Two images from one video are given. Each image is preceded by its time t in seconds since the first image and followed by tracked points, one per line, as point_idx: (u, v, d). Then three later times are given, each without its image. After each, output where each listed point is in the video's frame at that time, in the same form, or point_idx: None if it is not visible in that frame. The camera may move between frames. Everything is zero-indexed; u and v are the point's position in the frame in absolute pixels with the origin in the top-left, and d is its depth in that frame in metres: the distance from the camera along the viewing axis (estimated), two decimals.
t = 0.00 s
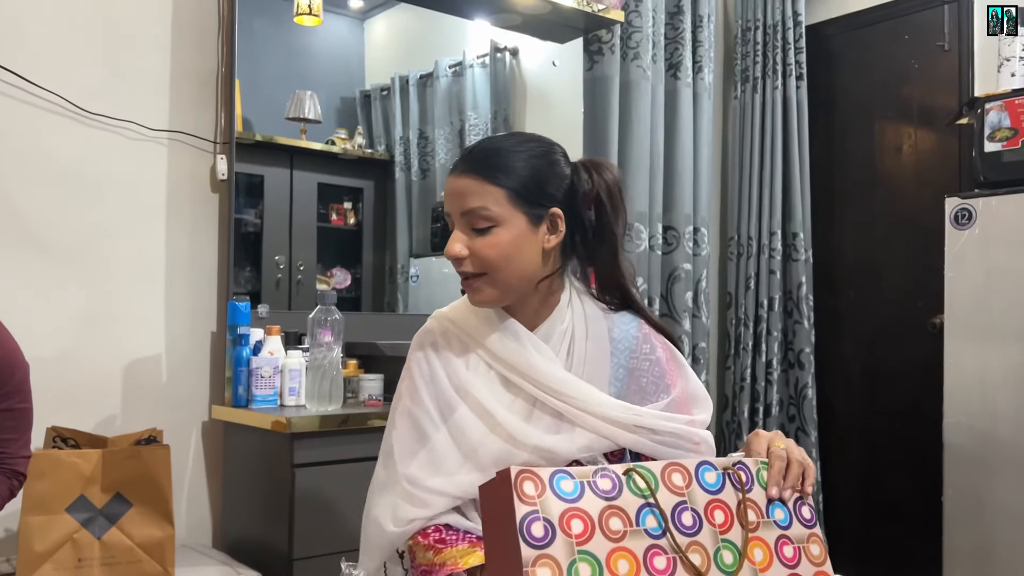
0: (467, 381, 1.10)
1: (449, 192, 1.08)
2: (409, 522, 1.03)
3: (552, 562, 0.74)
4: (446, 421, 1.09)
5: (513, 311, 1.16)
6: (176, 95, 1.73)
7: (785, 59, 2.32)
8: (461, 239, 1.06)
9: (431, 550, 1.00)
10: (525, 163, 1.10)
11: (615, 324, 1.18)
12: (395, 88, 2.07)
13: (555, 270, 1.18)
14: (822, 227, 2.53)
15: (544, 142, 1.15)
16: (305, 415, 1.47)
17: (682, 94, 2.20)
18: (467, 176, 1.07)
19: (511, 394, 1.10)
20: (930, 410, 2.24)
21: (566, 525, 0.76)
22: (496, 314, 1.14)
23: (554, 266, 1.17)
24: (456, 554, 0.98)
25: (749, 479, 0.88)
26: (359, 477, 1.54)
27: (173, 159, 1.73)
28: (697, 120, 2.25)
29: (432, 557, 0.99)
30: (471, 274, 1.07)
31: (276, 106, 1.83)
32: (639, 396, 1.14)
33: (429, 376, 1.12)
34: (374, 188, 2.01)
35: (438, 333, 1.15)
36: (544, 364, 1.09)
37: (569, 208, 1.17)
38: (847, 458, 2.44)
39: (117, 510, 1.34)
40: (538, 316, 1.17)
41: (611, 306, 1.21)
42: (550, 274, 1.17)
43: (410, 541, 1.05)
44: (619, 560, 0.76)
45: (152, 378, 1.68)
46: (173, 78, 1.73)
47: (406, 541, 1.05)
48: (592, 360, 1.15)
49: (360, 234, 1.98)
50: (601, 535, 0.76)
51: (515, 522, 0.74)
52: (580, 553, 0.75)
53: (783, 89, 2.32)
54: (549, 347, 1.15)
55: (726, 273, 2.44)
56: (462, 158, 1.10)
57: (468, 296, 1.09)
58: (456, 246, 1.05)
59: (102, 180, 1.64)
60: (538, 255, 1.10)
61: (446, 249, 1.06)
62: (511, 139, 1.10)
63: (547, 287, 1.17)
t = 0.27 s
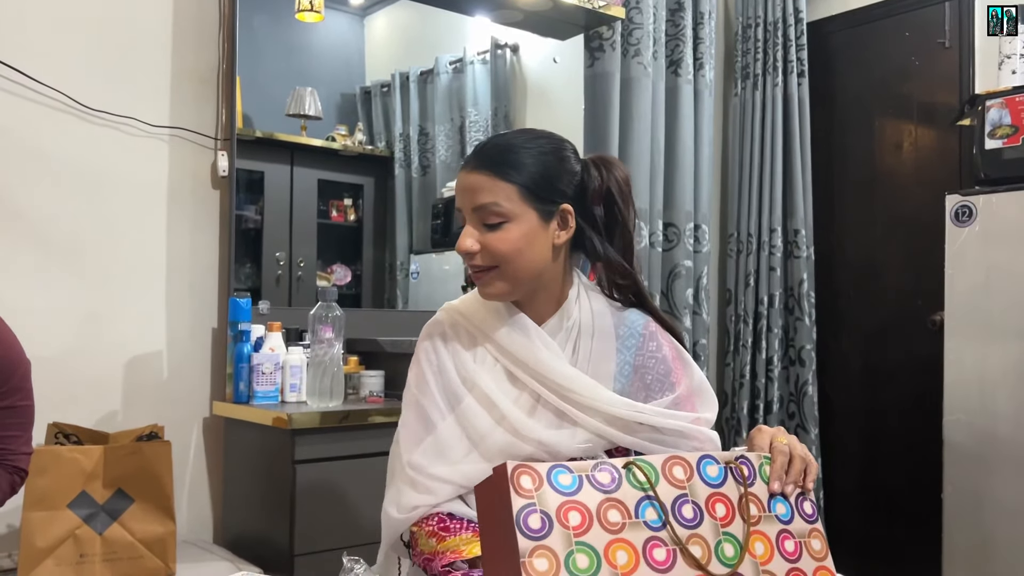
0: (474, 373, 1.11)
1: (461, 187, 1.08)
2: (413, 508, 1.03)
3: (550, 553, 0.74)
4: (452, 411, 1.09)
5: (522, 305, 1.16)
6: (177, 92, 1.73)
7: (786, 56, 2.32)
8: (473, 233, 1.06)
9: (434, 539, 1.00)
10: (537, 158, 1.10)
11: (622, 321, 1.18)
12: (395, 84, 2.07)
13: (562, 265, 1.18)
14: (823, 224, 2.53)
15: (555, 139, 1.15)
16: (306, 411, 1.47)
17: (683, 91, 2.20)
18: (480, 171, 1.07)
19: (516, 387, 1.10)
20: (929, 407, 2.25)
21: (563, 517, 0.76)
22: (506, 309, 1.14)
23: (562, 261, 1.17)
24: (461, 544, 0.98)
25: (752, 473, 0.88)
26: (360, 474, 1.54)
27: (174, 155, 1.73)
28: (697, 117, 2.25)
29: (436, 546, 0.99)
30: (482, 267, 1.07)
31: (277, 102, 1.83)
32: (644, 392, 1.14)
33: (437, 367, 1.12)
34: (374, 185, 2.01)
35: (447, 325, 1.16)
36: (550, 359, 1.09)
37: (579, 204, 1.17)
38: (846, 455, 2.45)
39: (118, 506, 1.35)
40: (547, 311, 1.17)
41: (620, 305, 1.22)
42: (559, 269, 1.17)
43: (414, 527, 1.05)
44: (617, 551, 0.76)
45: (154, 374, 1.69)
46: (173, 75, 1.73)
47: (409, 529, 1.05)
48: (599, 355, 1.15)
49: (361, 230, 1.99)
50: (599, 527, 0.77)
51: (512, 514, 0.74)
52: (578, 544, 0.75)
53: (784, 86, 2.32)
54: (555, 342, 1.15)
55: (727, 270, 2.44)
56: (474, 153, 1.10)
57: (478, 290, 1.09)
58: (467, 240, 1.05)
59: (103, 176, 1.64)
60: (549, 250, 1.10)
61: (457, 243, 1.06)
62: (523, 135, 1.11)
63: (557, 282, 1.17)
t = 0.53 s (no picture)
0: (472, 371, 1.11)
1: (472, 182, 1.08)
2: (414, 507, 1.03)
3: (549, 556, 0.74)
4: (449, 408, 1.09)
5: (523, 303, 1.16)
6: (178, 90, 1.73)
7: (787, 54, 2.32)
8: (483, 227, 1.06)
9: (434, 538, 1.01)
10: (548, 157, 1.10)
11: (619, 321, 1.18)
12: (396, 82, 2.05)
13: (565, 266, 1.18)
14: (823, 222, 2.53)
15: (563, 139, 1.15)
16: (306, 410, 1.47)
17: (684, 90, 2.20)
18: (492, 167, 1.07)
19: (513, 386, 1.10)
20: (930, 405, 2.25)
21: (562, 519, 0.76)
22: (506, 307, 1.14)
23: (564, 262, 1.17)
24: (460, 544, 0.99)
25: (748, 475, 0.88)
26: (360, 472, 1.54)
27: (175, 154, 1.73)
28: (698, 116, 2.24)
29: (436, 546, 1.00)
30: (491, 262, 1.07)
31: (278, 100, 1.83)
32: (641, 392, 1.14)
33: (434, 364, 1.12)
34: (374, 183, 2.00)
35: (445, 322, 1.15)
36: (548, 357, 1.09)
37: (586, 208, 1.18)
38: (846, 453, 2.45)
39: (120, 505, 1.35)
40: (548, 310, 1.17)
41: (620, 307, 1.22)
42: (563, 270, 1.17)
43: (413, 526, 1.06)
44: (615, 554, 0.76)
45: (155, 373, 1.69)
46: (174, 73, 1.73)
47: (408, 528, 1.05)
48: (597, 354, 1.15)
49: (362, 227, 1.97)
50: (598, 530, 0.77)
51: (512, 517, 0.75)
52: (577, 547, 0.75)
53: (785, 85, 2.32)
54: (554, 340, 1.15)
55: (728, 268, 2.44)
56: (485, 150, 1.10)
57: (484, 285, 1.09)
58: (478, 234, 1.05)
59: (104, 175, 1.64)
60: (557, 248, 1.10)
61: (468, 236, 1.06)
62: (537, 133, 1.11)
63: (560, 282, 1.17)
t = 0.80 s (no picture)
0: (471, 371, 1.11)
1: (465, 186, 1.08)
2: (410, 507, 1.03)
3: (550, 558, 0.74)
4: (447, 408, 1.09)
5: (518, 304, 1.16)
6: (178, 89, 1.74)
7: (788, 53, 2.32)
8: (475, 232, 1.06)
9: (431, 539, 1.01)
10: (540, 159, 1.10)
11: (617, 320, 1.19)
12: (397, 81, 2.05)
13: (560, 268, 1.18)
14: (824, 221, 2.53)
15: (557, 140, 1.15)
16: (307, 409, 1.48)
17: (685, 89, 2.19)
18: (484, 171, 1.07)
19: (512, 387, 1.11)
20: (930, 405, 2.25)
21: (564, 521, 0.76)
22: (502, 307, 1.14)
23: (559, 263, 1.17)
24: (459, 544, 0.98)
25: (745, 477, 0.88)
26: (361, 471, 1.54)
27: (176, 153, 1.73)
28: (699, 115, 2.24)
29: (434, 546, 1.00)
30: (483, 267, 1.07)
31: (278, 99, 1.83)
32: (640, 392, 1.14)
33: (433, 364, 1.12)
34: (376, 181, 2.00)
35: (443, 323, 1.15)
36: (547, 358, 1.09)
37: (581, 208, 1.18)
38: (847, 453, 2.45)
39: (121, 503, 1.35)
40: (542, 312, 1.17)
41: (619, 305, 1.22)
42: (557, 272, 1.17)
43: (409, 527, 1.05)
44: (616, 556, 0.76)
45: (155, 371, 1.69)
46: (175, 73, 1.73)
47: (404, 528, 1.05)
48: (595, 354, 1.15)
49: (362, 226, 1.97)
50: (599, 533, 0.77)
51: (514, 518, 0.75)
52: (579, 549, 0.75)
53: (785, 84, 2.32)
54: (552, 340, 1.15)
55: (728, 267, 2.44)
56: (478, 153, 1.10)
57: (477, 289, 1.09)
58: (470, 239, 1.05)
59: (106, 174, 1.64)
60: (549, 252, 1.10)
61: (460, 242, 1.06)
62: (530, 137, 1.11)
63: (555, 283, 1.17)
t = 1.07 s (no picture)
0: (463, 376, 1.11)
1: (447, 187, 1.10)
2: (407, 512, 1.04)
3: (551, 561, 0.74)
4: (441, 414, 1.09)
5: (506, 305, 1.17)
6: (178, 90, 1.74)
7: (787, 54, 2.32)
8: (454, 231, 1.08)
9: (428, 544, 1.01)
10: (525, 160, 1.11)
11: (609, 323, 1.20)
12: (397, 81, 2.06)
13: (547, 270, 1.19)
14: (823, 221, 2.53)
15: (545, 144, 1.16)
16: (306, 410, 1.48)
17: (684, 89, 2.20)
18: (466, 171, 1.09)
19: (505, 391, 1.11)
20: (929, 405, 2.25)
21: (564, 524, 0.76)
22: (490, 308, 1.15)
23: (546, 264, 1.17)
24: (456, 547, 0.98)
25: (745, 478, 0.88)
26: (360, 471, 1.55)
27: (175, 153, 1.73)
28: (698, 115, 2.24)
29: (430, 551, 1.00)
30: (461, 266, 1.08)
31: (278, 99, 1.83)
32: (633, 393, 1.14)
33: (425, 370, 1.12)
34: (375, 180, 2.00)
35: (436, 328, 1.16)
36: (539, 360, 1.09)
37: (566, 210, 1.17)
38: (847, 452, 2.45)
39: (121, 504, 1.35)
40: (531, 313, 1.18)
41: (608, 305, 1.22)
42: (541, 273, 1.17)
43: (408, 531, 1.06)
44: (616, 559, 0.77)
45: (155, 371, 1.69)
46: (175, 73, 1.73)
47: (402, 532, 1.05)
48: (586, 356, 1.16)
49: (362, 225, 1.97)
50: (599, 536, 0.77)
51: (515, 522, 0.75)
52: (579, 553, 0.76)
53: (785, 84, 2.32)
54: (543, 343, 1.15)
55: (728, 267, 2.44)
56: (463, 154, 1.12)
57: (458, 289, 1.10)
58: (448, 238, 1.07)
59: (105, 174, 1.64)
60: (529, 253, 1.10)
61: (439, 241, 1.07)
62: (515, 138, 1.12)
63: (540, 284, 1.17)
